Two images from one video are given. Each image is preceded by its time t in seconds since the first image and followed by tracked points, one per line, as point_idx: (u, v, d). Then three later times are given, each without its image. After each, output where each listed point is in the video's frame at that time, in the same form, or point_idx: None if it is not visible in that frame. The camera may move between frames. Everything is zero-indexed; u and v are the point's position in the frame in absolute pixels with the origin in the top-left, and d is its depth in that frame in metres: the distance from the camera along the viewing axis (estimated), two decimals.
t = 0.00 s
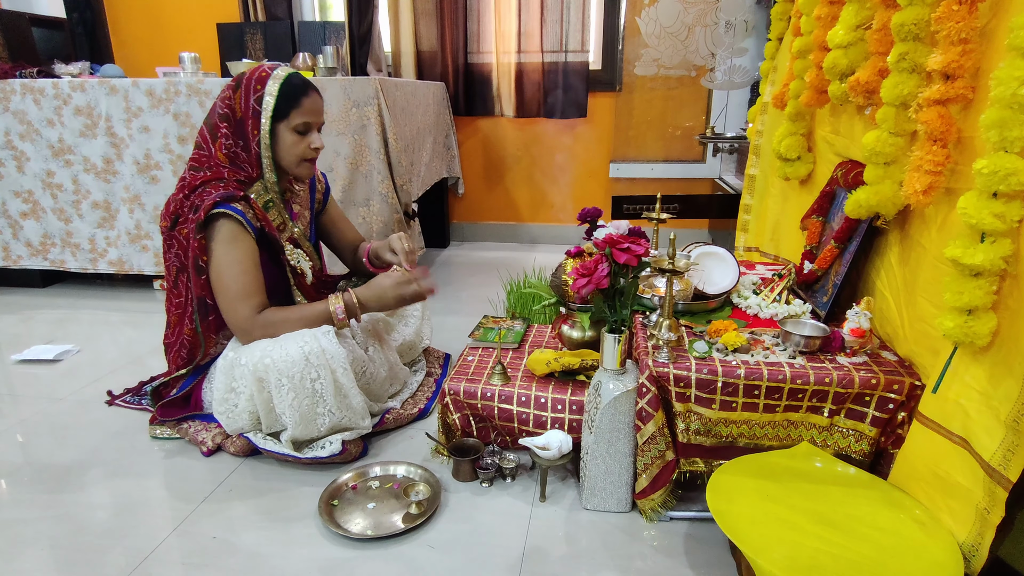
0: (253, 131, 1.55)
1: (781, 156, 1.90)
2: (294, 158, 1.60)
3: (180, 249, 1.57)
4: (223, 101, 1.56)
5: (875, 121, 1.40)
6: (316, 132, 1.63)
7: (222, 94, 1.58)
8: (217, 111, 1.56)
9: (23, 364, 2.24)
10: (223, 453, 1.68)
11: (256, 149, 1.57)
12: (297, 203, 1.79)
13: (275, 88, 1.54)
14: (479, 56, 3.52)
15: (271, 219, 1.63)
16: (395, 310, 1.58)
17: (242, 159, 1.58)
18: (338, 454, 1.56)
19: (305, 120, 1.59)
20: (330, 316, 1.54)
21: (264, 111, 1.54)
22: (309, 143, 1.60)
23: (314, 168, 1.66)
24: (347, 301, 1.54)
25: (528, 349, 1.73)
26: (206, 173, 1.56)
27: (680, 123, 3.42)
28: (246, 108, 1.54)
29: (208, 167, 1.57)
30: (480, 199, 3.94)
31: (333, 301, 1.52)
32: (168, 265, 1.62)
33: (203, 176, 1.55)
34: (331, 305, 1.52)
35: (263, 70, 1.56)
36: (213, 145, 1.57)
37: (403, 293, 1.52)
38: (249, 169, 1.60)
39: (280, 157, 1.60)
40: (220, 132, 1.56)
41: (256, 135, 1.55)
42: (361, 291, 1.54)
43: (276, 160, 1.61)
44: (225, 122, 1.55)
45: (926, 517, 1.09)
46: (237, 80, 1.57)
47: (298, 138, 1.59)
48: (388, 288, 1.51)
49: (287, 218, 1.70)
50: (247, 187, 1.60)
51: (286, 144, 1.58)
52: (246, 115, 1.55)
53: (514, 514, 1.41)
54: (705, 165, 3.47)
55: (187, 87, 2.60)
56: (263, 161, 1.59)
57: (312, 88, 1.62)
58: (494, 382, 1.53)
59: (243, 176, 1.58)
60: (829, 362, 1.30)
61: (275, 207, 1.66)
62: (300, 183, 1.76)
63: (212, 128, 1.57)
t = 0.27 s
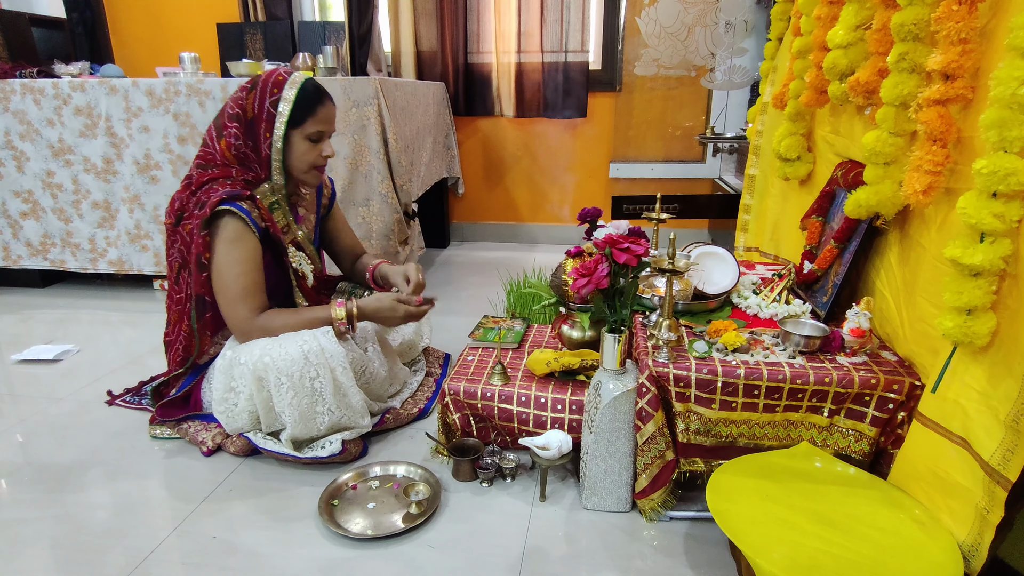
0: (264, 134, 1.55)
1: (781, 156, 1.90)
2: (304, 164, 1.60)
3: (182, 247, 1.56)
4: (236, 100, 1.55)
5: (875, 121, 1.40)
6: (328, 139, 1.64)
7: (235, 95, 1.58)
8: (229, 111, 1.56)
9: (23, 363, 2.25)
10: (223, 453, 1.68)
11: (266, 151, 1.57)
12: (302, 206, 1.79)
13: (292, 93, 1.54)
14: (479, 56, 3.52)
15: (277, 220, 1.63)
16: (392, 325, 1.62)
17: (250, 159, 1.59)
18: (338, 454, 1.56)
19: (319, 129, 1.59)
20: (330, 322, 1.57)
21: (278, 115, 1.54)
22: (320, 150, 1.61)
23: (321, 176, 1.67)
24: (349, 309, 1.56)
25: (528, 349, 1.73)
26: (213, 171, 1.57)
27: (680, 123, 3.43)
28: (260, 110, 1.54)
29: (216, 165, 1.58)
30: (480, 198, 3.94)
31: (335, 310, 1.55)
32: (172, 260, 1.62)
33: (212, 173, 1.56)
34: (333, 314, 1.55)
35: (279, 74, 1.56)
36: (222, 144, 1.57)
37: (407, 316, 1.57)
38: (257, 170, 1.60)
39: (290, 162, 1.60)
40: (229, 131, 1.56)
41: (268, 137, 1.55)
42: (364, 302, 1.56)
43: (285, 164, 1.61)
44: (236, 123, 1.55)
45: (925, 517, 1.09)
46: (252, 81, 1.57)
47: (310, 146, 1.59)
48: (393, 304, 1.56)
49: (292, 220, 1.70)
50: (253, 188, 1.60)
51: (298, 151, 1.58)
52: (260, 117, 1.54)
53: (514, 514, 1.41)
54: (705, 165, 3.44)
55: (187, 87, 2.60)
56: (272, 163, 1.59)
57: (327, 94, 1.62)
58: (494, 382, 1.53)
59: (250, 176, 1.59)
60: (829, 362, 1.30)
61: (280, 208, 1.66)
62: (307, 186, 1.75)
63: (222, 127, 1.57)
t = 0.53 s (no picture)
0: (286, 135, 1.54)
1: (781, 156, 1.90)
2: (321, 170, 1.60)
3: (198, 241, 1.57)
4: (260, 102, 1.55)
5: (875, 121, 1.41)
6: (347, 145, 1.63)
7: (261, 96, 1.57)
8: (253, 111, 1.56)
9: (23, 364, 2.25)
10: (223, 453, 1.68)
11: (287, 153, 1.56)
12: (316, 209, 1.76)
13: (315, 97, 1.54)
14: (479, 56, 3.52)
15: (294, 222, 1.62)
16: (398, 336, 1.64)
17: (272, 160, 1.57)
18: (339, 454, 1.56)
19: (337, 134, 1.58)
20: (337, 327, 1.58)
21: (300, 118, 1.53)
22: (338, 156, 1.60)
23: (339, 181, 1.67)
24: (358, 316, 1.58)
25: (528, 349, 1.73)
26: (235, 169, 1.57)
27: (679, 124, 3.43)
28: (283, 112, 1.53)
29: (238, 163, 1.58)
30: (480, 198, 3.94)
31: (344, 315, 1.56)
32: (184, 254, 1.62)
33: (235, 171, 1.56)
34: (342, 318, 1.56)
35: (304, 79, 1.56)
36: (244, 144, 1.57)
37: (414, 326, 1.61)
38: (278, 170, 1.59)
39: (309, 167, 1.60)
40: (252, 132, 1.55)
41: (289, 139, 1.55)
42: (373, 310, 1.58)
43: (304, 168, 1.60)
44: (259, 124, 1.54)
45: (925, 517, 1.09)
46: (278, 84, 1.57)
47: (329, 151, 1.58)
48: (403, 315, 1.59)
49: (309, 222, 1.69)
50: (274, 187, 1.59)
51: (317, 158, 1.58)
52: (282, 119, 1.54)
53: (513, 514, 1.41)
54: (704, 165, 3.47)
55: (187, 87, 2.60)
56: (292, 165, 1.58)
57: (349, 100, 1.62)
58: (494, 382, 1.53)
59: (271, 175, 1.57)
60: (829, 361, 1.30)
61: (298, 210, 1.64)
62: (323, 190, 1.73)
63: (246, 126, 1.56)
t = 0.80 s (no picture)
0: (305, 139, 1.56)
1: (781, 156, 1.90)
2: (338, 173, 1.61)
3: (210, 240, 1.58)
4: (282, 104, 1.57)
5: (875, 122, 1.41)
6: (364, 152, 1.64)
7: (282, 98, 1.59)
8: (274, 112, 1.58)
9: (23, 364, 2.25)
10: (223, 453, 1.68)
11: (304, 156, 1.58)
12: (326, 212, 1.77)
13: (337, 103, 1.55)
14: (479, 57, 3.53)
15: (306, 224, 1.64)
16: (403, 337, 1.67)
17: (288, 161, 1.59)
18: (339, 454, 1.57)
19: (354, 142, 1.59)
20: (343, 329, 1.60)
21: (321, 123, 1.55)
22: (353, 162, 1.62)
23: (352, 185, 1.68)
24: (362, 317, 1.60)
25: (528, 349, 1.73)
26: (251, 168, 1.57)
27: (679, 124, 3.43)
28: (305, 116, 1.55)
29: (254, 163, 1.58)
30: (480, 198, 3.94)
31: (349, 316, 1.59)
32: (196, 252, 1.63)
33: (251, 170, 1.56)
34: (348, 321, 1.58)
35: (327, 83, 1.57)
36: (262, 145, 1.58)
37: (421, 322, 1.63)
38: (293, 173, 1.61)
39: (325, 170, 1.62)
40: (272, 133, 1.57)
41: (307, 143, 1.56)
42: (378, 312, 1.61)
43: (320, 172, 1.61)
44: (280, 125, 1.56)
45: (925, 517, 1.09)
46: (300, 87, 1.58)
47: (346, 157, 1.60)
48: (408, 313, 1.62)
49: (320, 225, 1.70)
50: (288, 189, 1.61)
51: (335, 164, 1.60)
52: (303, 123, 1.56)
53: (513, 514, 1.41)
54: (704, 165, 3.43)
55: (187, 87, 2.60)
56: (308, 168, 1.60)
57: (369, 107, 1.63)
58: (494, 382, 1.53)
59: (286, 178, 1.59)
60: (829, 362, 1.30)
61: (311, 212, 1.66)
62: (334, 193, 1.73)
63: (265, 128, 1.58)
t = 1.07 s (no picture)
0: (300, 138, 1.56)
1: (781, 156, 1.90)
2: (333, 173, 1.61)
3: (206, 241, 1.58)
4: (277, 104, 1.57)
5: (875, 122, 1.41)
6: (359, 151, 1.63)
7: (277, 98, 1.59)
8: (269, 112, 1.58)
9: (23, 364, 2.25)
10: (222, 454, 1.68)
11: (299, 155, 1.57)
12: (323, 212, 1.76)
13: (332, 101, 1.55)
14: (479, 57, 3.53)
15: (302, 224, 1.62)
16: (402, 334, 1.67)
17: (284, 161, 1.58)
18: (339, 455, 1.57)
19: (349, 141, 1.59)
20: (343, 330, 1.60)
21: (316, 122, 1.54)
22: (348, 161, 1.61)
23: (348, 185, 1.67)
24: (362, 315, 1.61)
25: (528, 350, 1.73)
26: (245, 169, 1.57)
27: (679, 124, 3.43)
28: (300, 115, 1.55)
29: (248, 164, 1.58)
30: (480, 199, 3.94)
31: (349, 315, 1.59)
32: (192, 254, 1.63)
33: (245, 171, 1.57)
34: (347, 319, 1.59)
35: (322, 83, 1.57)
36: (257, 145, 1.58)
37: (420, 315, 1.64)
38: (289, 173, 1.59)
39: (321, 170, 1.60)
40: (267, 133, 1.57)
41: (303, 142, 1.56)
42: (379, 310, 1.63)
43: (315, 172, 1.60)
44: (275, 125, 1.56)
45: (925, 517, 1.09)
46: (295, 87, 1.58)
47: (341, 157, 1.60)
48: (406, 307, 1.63)
49: (316, 225, 1.69)
50: (284, 189, 1.59)
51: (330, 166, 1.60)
52: (298, 122, 1.55)
53: (514, 514, 1.41)
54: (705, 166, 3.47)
55: (187, 87, 2.60)
56: (304, 168, 1.58)
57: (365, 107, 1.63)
58: (494, 382, 1.53)
59: (281, 178, 1.58)
60: (829, 362, 1.30)
61: (307, 212, 1.65)
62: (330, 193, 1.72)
63: (261, 127, 1.58)
